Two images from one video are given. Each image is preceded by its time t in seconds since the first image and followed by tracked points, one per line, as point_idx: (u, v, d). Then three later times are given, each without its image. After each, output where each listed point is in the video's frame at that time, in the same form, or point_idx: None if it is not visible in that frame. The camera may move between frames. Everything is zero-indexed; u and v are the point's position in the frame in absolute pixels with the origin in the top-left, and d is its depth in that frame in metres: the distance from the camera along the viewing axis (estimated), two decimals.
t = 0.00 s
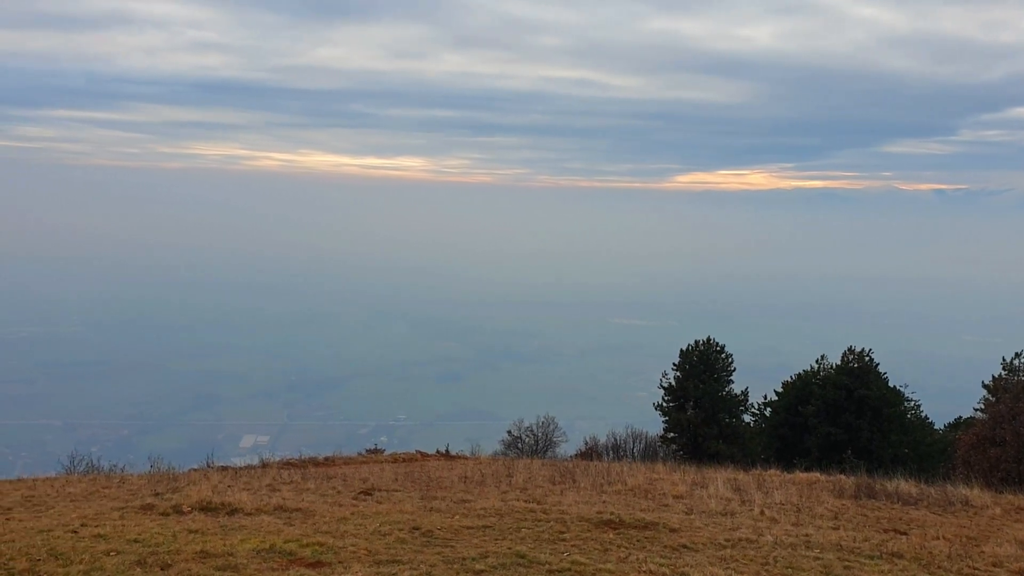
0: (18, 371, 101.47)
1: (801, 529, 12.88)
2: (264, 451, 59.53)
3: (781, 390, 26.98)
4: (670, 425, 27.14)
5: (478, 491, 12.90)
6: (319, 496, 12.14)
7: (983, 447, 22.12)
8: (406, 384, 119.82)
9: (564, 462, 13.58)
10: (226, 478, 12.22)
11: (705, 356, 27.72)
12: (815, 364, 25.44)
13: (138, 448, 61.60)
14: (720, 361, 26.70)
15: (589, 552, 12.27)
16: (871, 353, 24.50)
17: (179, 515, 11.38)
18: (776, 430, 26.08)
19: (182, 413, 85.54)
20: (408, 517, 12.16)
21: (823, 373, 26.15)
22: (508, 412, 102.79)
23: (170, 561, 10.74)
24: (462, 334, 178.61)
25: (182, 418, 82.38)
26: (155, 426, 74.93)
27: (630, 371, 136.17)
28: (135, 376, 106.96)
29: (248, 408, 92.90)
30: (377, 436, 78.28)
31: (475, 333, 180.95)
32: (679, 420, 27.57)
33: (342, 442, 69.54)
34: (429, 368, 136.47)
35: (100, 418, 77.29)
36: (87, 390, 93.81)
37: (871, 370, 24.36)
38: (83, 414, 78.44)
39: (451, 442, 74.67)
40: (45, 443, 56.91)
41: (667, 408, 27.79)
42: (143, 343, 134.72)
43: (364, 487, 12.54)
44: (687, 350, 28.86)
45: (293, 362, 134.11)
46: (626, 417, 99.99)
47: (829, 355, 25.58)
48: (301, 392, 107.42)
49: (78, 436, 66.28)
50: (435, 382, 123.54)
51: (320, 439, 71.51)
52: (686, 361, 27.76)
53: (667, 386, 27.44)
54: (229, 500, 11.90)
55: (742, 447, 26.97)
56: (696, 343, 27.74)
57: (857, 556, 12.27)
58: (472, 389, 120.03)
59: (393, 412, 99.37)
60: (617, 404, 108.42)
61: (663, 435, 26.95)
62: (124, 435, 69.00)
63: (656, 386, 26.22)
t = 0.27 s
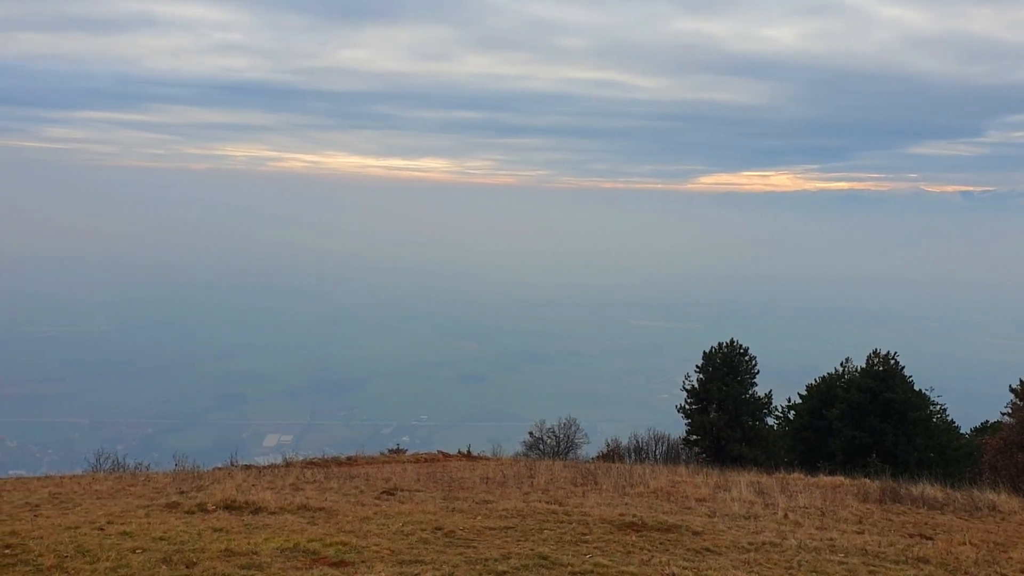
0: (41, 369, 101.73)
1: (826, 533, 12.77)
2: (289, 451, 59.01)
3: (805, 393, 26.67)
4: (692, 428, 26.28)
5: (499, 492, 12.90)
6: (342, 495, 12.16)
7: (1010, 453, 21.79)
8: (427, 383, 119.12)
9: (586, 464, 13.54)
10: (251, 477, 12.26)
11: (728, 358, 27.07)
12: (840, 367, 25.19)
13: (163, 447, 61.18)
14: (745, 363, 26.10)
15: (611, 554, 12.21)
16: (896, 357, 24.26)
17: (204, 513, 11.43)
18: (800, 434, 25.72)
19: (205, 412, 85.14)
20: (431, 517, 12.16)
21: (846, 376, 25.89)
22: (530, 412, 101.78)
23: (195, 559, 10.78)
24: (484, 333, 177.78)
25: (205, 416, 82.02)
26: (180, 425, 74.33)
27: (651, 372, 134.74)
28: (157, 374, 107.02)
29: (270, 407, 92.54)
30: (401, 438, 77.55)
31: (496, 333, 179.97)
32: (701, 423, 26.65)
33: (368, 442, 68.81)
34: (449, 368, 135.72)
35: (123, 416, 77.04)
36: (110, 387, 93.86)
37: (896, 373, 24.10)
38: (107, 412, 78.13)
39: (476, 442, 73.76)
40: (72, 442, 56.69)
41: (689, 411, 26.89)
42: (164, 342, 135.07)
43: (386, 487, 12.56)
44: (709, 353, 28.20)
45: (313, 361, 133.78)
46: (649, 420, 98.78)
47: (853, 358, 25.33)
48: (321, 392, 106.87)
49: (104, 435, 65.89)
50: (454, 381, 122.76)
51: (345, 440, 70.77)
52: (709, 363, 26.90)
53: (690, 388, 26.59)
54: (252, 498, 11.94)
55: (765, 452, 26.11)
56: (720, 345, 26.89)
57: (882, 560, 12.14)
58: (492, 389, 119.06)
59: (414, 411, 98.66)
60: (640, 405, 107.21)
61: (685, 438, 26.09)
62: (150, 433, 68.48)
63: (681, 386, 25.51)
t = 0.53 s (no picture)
0: (74, 356, 101.67)
1: (857, 536, 12.64)
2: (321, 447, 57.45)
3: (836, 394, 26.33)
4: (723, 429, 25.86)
5: (528, 491, 12.87)
6: (371, 492, 12.20)
7: None
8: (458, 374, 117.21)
9: (615, 464, 13.49)
10: (281, 473, 12.31)
11: (760, 359, 26.49)
12: (872, 368, 24.84)
13: (196, 440, 60.09)
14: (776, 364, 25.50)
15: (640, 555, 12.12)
16: (929, 358, 23.90)
17: (236, 509, 11.50)
18: (832, 436, 25.24)
19: (236, 400, 83.88)
20: (460, 515, 12.17)
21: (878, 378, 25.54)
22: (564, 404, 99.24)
23: (227, 555, 10.86)
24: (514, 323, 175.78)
25: (236, 404, 80.68)
26: (212, 415, 72.95)
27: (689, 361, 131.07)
28: (187, 362, 106.34)
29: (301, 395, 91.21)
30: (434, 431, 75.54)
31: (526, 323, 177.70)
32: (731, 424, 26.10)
33: (403, 437, 66.86)
34: (480, 358, 133.49)
35: (154, 406, 76.17)
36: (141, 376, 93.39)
37: (929, 375, 23.74)
38: (138, 402, 77.32)
39: (512, 438, 71.52)
40: (105, 437, 56.09)
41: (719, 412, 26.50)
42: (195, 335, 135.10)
43: (416, 484, 12.62)
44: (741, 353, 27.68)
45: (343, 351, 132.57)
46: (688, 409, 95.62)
47: (885, 359, 24.98)
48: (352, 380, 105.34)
49: (137, 425, 64.60)
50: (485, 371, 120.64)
51: (378, 435, 68.88)
52: (739, 363, 26.51)
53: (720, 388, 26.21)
54: (284, 495, 12.01)
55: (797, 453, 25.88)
56: (750, 345, 26.52)
57: (916, 563, 11.96)
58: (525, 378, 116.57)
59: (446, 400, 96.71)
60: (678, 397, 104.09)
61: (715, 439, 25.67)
62: (181, 423, 67.13)
63: (710, 388, 24.98)
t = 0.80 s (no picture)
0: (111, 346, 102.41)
1: (893, 540, 12.45)
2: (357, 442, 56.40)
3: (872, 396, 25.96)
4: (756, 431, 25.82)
5: (560, 491, 12.84)
6: (404, 491, 12.24)
7: None
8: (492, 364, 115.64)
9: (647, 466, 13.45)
10: (315, 471, 12.39)
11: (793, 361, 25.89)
12: (908, 370, 24.44)
13: (232, 436, 59.69)
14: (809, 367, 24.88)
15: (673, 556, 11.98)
16: (967, 360, 23.48)
17: (270, 506, 11.57)
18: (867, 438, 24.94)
19: (269, 393, 83.48)
20: (492, 515, 12.15)
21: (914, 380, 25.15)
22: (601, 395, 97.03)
23: (262, 551, 10.92)
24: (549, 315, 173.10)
25: (269, 399, 80.32)
26: (246, 411, 72.56)
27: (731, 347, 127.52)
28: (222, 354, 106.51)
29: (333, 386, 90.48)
30: (470, 425, 73.91)
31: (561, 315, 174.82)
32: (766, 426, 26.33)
33: (440, 433, 65.50)
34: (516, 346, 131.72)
35: (187, 400, 75.99)
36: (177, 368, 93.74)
37: (967, 378, 23.32)
38: (172, 395, 77.19)
39: (550, 435, 69.78)
40: (142, 433, 56.14)
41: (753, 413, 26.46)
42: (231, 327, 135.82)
43: (448, 483, 12.63)
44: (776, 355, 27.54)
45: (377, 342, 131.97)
46: (731, 398, 92.68)
47: (921, 361, 24.59)
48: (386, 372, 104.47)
49: (173, 421, 64.33)
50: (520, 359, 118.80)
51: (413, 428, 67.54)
52: (774, 365, 26.36)
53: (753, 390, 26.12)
54: (317, 492, 12.07)
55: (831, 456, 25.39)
56: (785, 347, 26.35)
57: (955, 568, 11.72)
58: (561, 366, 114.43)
59: (480, 391, 95.11)
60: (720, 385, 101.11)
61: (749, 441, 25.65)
62: (216, 419, 66.80)
63: (744, 391, 24.93)
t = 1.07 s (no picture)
0: (145, 342, 103.56)
1: (929, 544, 12.24)
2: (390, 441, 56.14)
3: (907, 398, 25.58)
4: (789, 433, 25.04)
5: (591, 492, 12.78)
6: (435, 490, 12.24)
7: None
8: (523, 361, 114.56)
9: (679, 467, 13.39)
10: (347, 469, 12.43)
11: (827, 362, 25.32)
12: (944, 372, 24.06)
13: (264, 434, 59.82)
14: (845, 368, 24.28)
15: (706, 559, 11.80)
16: (1005, 362, 23.07)
17: (303, 504, 11.62)
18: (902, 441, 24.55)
19: (299, 391, 83.66)
20: (524, 515, 12.11)
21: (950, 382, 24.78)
22: (633, 394, 95.63)
23: (295, 549, 10.95)
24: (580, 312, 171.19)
25: (299, 398, 80.58)
26: (277, 410, 72.75)
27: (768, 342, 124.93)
28: (254, 350, 107.12)
29: (363, 384, 90.46)
30: (501, 423, 73.07)
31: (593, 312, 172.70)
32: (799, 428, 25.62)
33: (471, 432, 64.95)
34: (546, 342, 130.62)
35: (218, 397, 76.39)
36: (209, 366, 94.44)
37: (1004, 380, 22.92)
38: (202, 394, 77.32)
39: (582, 435, 68.82)
40: (177, 432, 56.61)
41: (786, 415, 25.72)
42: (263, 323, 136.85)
43: (479, 482, 12.63)
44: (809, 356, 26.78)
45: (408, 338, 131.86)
46: (767, 397, 90.69)
47: (958, 363, 24.20)
48: (416, 369, 104.25)
49: (205, 419, 64.72)
50: (551, 356, 117.84)
51: (444, 428, 67.05)
52: (807, 366, 25.62)
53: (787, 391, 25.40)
54: (349, 490, 12.11)
55: (865, 458, 24.86)
56: (819, 347, 25.61)
57: (996, 572, 11.43)
58: (592, 364, 113.20)
59: (510, 389, 94.13)
60: (756, 381, 99.03)
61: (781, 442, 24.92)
62: (249, 418, 66.87)
63: (776, 391, 24.25)
